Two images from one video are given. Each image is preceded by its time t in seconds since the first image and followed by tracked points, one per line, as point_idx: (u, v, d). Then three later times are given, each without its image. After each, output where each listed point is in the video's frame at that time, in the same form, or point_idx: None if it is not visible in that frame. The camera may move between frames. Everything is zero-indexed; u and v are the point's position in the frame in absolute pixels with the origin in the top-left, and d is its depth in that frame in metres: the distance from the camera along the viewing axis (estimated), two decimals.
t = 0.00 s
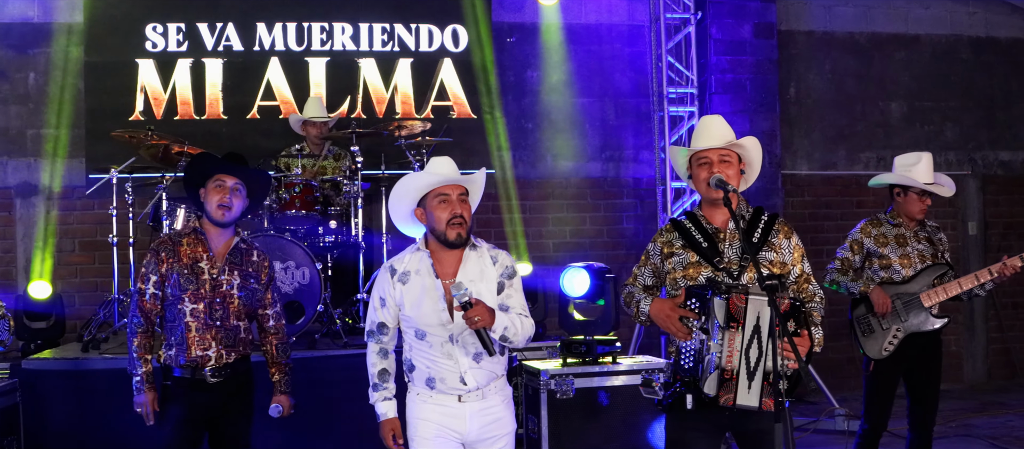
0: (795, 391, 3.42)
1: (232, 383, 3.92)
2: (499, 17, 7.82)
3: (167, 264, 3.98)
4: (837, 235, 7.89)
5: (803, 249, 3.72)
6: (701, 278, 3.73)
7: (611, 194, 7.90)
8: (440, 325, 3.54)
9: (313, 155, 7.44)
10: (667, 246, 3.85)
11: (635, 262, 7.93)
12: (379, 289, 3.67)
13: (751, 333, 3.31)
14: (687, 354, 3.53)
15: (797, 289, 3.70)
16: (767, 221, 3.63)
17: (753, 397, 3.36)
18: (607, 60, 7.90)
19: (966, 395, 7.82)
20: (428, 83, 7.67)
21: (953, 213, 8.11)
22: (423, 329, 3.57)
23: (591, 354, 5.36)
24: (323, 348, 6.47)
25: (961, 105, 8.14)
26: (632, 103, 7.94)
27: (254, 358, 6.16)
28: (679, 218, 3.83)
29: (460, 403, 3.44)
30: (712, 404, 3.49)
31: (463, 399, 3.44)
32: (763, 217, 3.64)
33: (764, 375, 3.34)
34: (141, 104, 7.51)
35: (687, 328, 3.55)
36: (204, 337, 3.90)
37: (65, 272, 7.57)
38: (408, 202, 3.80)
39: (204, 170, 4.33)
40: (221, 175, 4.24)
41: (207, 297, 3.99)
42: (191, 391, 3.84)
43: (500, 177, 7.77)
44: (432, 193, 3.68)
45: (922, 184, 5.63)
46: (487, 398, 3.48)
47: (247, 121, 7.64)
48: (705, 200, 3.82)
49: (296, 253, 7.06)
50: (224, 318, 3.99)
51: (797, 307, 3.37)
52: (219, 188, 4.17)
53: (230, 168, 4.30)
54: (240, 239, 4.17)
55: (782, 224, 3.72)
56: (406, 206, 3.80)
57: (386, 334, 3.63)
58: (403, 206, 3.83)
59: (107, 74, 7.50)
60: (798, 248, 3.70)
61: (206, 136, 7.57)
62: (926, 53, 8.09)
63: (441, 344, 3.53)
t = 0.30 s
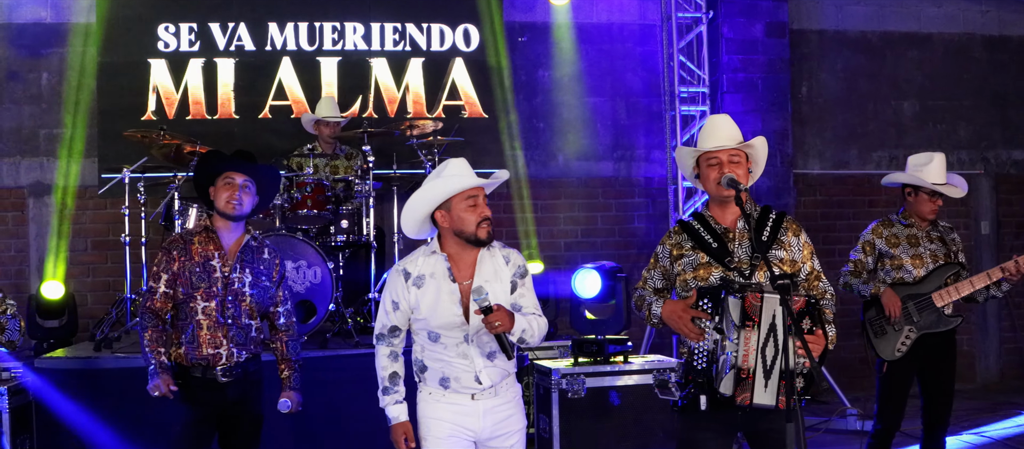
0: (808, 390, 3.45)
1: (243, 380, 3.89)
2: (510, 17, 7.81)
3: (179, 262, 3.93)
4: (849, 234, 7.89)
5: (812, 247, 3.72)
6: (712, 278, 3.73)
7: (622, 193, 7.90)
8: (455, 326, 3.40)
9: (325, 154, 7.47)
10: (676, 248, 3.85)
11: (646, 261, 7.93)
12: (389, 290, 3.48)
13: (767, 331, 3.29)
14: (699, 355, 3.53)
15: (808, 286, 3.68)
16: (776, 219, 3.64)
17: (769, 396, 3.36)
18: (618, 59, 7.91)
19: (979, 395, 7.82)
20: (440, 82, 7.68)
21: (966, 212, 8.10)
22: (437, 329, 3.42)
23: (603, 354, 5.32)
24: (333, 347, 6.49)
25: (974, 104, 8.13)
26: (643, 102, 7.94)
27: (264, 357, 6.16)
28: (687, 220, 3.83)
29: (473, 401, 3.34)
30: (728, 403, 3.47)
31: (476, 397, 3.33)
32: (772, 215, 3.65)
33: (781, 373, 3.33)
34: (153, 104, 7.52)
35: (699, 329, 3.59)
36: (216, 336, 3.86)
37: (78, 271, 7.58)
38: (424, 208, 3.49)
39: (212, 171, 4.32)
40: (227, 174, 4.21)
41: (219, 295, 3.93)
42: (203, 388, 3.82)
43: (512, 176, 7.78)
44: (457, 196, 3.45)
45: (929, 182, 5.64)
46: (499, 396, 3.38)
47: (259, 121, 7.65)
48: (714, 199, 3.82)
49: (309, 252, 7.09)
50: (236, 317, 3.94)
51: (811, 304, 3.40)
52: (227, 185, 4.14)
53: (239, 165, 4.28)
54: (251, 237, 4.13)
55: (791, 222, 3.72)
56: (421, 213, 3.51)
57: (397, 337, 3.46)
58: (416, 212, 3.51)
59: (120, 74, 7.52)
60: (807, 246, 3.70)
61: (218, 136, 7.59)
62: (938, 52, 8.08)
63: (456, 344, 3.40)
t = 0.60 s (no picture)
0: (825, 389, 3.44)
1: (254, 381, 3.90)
2: (521, 16, 7.80)
3: (190, 265, 3.93)
4: (860, 233, 7.89)
5: (818, 245, 3.74)
6: (721, 277, 3.71)
7: (633, 193, 7.89)
8: (475, 323, 3.39)
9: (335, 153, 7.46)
10: (683, 247, 3.83)
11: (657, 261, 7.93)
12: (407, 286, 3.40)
13: (788, 328, 3.30)
14: (711, 354, 3.48)
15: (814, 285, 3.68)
16: (782, 217, 3.67)
17: (790, 394, 3.34)
18: (629, 58, 7.90)
19: (991, 395, 7.82)
20: (451, 82, 7.69)
21: (977, 212, 8.10)
22: (456, 325, 3.40)
23: (614, 354, 5.31)
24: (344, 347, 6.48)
25: (985, 103, 8.11)
26: (653, 102, 7.93)
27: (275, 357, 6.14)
28: (693, 220, 3.82)
29: (486, 396, 3.35)
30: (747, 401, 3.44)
31: (489, 393, 3.36)
32: (778, 213, 3.67)
33: (801, 370, 3.32)
34: (164, 104, 7.53)
35: (711, 328, 3.47)
36: (226, 339, 3.86)
37: (90, 271, 7.60)
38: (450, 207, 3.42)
39: (222, 174, 4.35)
40: (237, 174, 4.24)
41: (228, 298, 3.94)
42: (213, 387, 3.83)
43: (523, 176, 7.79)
44: (484, 194, 3.41)
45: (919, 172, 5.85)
46: (511, 391, 3.42)
47: (270, 121, 7.66)
48: (724, 198, 3.82)
49: (320, 252, 7.10)
50: (246, 320, 3.93)
51: (829, 299, 3.38)
52: (239, 187, 4.14)
53: (251, 166, 4.30)
54: (264, 240, 4.13)
55: (796, 220, 3.74)
56: (443, 213, 3.44)
57: (411, 333, 3.40)
58: (441, 211, 3.44)
59: (131, 74, 7.55)
60: (813, 243, 3.72)
61: (229, 136, 7.60)
62: (950, 51, 8.06)
63: (475, 340, 3.40)
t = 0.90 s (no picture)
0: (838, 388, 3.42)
1: (267, 379, 3.95)
2: (531, 16, 7.80)
3: (202, 267, 3.93)
4: (870, 233, 7.91)
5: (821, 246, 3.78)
6: (730, 278, 3.70)
7: (643, 192, 7.90)
8: (495, 320, 3.39)
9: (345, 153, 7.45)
10: (689, 248, 3.82)
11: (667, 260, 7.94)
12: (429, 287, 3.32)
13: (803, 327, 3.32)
14: (722, 355, 3.43)
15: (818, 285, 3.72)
16: (786, 218, 3.69)
17: (803, 393, 3.37)
18: (639, 58, 7.90)
19: (1002, 395, 7.84)
20: (460, 82, 7.69)
21: (988, 211, 8.11)
22: (476, 324, 3.38)
23: (624, 353, 5.27)
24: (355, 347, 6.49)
25: (997, 101, 8.10)
26: (663, 101, 7.93)
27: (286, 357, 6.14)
28: (699, 221, 3.83)
29: (505, 395, 3.35)
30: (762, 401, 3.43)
31: (507, 391, 3.36)
32: (782, 214, 3.69)
33: (816, 369, 3.34)
34: (175, 104, 7.54)
35: (721, 328, 3.44)
36: (238, 340, 3.90)
37: (101, 270, 7.62)
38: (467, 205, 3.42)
39: (240, 175, 4.38)
40: (248, 176, 4.23)
41: (240, 302, 3.95)
42: (225, 385, 3.87)
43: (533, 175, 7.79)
44: (500, 190, 3.44)
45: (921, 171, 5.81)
46: (524, 388, 3.45)
47: (280, 120, 7.67)
48: (729, 198, 3.83)
49: (329, 252, 7.09)
50: (257, 321, 3.96)
51: (844, 299, 3.35)
52: (251, 191, 4.12)
53: (262, 169, 4.27)
54: (276, 242, 4.12)
55: (799, 221, 3.77)
56: (459, 211, 3.43)
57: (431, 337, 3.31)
58: (458, 209, 3.43)
59: (142, 74, 7.56)
60: (817, 244, 3.75)
61: (239, 136, 7.61)
62: (961, 50, 8.05)
63: (495, 337, 3.40)
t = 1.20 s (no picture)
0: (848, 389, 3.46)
1: (277, 382, 3.95)
2: (542, 15, 7.80)
3: (213, 267, 3.94)
4: (882, 233, 7.94)
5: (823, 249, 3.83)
6: (739, 278, 3.68)
7: (654, 192, 7.91)
8: (514, 314, 3.41)
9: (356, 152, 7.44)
10: (697, 246, 3.78)
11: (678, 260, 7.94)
12: (451, 282, 3.30)
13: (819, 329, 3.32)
14: (732, 354, 3.45)
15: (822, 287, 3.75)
16: (791, 220, 3.73)
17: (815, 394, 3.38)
18: (650, 57, 7.90)
19: (1014, 395, 7.84)
20: (471, 82, 7.69)
21: (1000, 211, 8.10)
22: (496, 319, 3.38)
23: (635, 353, 5.27)
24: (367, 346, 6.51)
25: (1009, 101, 8.08)
26: (674, 100, 7.93)
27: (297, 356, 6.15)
28: (706, 220, 3.80)
29: (522, 391, 3.36)
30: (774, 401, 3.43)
31: (524, 387, 3.37)
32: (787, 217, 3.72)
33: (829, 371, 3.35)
34: (186, 104, 7.55)
35: (731, 326, 3.44)
36: (250, 342, 3.92)
37: (112, 270, 7.64)
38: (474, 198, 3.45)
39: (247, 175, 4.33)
40: (262, 179, 4.19)
41: (252, 303, 3.96)
42: (236, 387, 3.88)
43: (544, 175, 7.79)
44: (506, 183, 3.48)
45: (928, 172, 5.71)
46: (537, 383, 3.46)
47: (291, 120, 7.68)
48: (738, 197, 3.81)
49: (340, 251, 7.08)
50: (268, 323, 3.96)
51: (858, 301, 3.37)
52: (265, 193, 4.09)
53: (274, 171, 4.22)
54: (288, 244, 4.09)
55: (802, 223, 3.82)
56: (467, 205, 3.44)
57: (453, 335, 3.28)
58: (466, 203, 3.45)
59: (154, 75, 7.58)
60: (819, 248, 3.79)
61: (251, 136, 7.62)
62: (973, 49, 8.03)
63: (513, 332, 3.40)
